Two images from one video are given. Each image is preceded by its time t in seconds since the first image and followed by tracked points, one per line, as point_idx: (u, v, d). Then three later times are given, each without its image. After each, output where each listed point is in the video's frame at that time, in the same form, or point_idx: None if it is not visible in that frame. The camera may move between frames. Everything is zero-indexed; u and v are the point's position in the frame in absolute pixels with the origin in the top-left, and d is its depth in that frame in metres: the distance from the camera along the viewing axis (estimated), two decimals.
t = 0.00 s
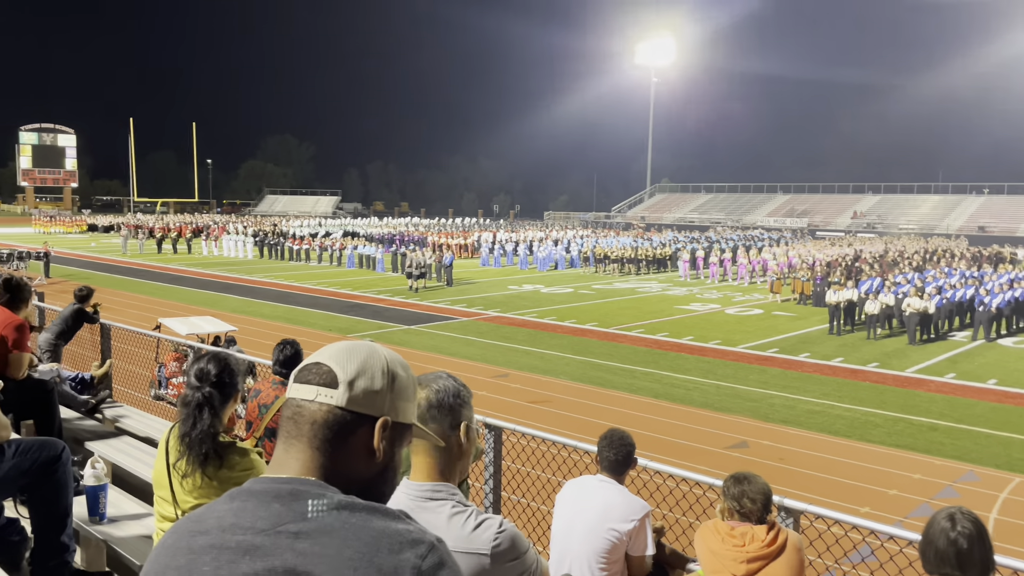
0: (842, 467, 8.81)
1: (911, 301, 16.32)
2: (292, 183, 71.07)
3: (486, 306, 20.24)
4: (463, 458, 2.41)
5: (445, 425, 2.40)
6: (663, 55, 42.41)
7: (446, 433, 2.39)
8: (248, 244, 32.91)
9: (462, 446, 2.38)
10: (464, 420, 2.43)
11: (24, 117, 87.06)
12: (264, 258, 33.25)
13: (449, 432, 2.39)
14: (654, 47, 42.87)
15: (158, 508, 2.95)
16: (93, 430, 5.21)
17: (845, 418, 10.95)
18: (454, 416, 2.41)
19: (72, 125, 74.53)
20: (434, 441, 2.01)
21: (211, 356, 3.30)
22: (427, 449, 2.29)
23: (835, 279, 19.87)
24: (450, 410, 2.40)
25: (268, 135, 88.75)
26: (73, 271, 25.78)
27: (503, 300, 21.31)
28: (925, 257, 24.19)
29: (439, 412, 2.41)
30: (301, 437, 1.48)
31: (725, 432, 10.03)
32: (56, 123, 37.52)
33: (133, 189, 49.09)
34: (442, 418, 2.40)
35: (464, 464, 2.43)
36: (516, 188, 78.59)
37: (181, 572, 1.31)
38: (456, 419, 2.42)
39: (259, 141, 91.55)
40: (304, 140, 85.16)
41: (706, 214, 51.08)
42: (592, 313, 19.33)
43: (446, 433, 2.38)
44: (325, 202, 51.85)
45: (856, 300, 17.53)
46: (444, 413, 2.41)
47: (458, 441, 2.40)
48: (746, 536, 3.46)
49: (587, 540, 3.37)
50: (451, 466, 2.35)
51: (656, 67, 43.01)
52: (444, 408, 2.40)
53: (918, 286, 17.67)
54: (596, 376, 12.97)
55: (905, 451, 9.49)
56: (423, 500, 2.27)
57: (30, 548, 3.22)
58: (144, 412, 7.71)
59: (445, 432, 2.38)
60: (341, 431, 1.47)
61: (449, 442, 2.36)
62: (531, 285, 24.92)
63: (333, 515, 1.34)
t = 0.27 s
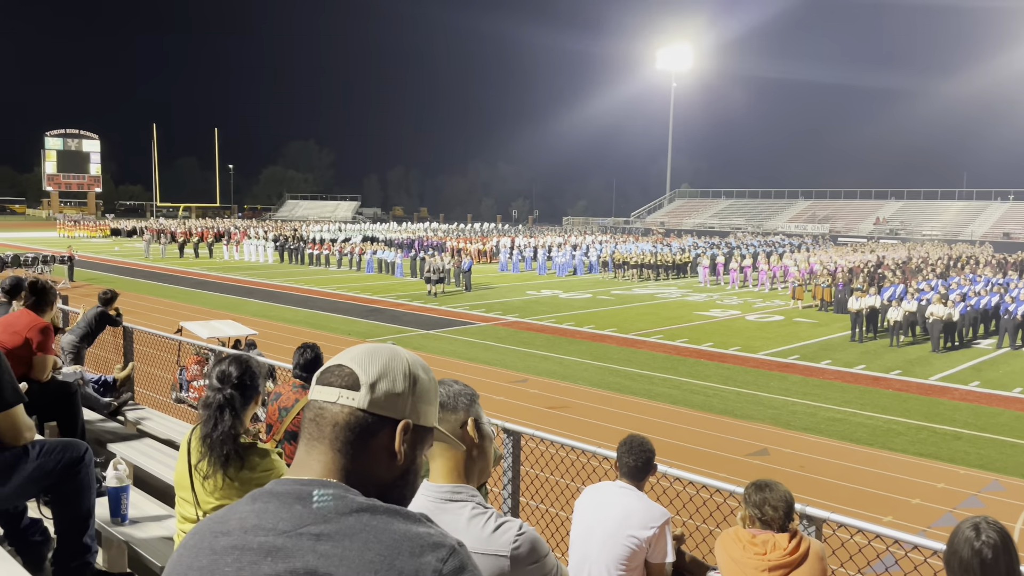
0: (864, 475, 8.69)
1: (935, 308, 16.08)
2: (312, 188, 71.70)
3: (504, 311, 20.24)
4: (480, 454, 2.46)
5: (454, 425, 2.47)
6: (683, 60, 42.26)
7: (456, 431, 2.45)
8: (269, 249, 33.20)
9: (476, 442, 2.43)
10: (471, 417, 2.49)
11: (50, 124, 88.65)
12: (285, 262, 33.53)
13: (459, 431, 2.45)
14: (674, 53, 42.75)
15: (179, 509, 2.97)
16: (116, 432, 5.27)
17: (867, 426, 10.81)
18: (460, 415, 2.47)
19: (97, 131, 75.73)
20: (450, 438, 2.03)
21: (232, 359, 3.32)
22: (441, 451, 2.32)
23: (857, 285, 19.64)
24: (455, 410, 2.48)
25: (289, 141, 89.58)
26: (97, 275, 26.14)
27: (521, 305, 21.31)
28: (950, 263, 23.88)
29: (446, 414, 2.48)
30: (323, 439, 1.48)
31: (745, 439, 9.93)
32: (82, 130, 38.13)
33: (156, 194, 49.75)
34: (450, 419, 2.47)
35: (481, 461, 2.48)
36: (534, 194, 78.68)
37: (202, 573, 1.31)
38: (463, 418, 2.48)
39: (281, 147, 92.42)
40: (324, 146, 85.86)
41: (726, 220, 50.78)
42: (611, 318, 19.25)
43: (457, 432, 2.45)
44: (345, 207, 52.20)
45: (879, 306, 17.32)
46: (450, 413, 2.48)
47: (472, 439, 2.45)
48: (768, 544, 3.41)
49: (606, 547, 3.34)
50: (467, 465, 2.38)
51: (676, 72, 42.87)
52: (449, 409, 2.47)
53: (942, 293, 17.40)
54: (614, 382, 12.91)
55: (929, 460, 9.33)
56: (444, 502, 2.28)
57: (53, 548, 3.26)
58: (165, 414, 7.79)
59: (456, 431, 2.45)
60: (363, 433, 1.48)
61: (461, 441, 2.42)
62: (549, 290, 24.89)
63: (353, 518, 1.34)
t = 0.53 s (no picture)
0: (880, 478, 8.60)
1: (950, 310, 15.93)
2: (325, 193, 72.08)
3: (516, 314, 20.24)
4: (493, 457, 2.47)
5: (467, 432, 2.47)
6: (694, 62, 42.15)
7: (469, 439, 2.45)
8: (282, 254, 33.39)
9: (490, 446, 2.43)
10: (483, 422, 2.50)
11: (66, 131, 89.66)
12: (298, 267, 33.71)
13: (472, 437, 2.45)
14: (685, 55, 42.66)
15: (194, 514, 2.98)
16: (131, 437, 5.31)
17: (883, 428, 10.71)
18: (472, 422, 2.48)
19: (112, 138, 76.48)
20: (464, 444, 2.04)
21: (245, 365, 3.33)
22: (455, 457, 2.32)
23: (872, 286, 19.49)
24: (466, 417, 2.47)
25: (301, 147, 90.10)
26: (113, 281, 26.37)
27: (533, 309, 21.30)
28: (965, 263, 23.66)
29: (457, 422, 2.48)
30: (336, 446, 1.48)
31: (759, 442, 9.87)
32: (97, 137, 38.55)
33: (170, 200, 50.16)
34: (462, 426, 2.47)
35: (495, 464, 2.47)
36: (545, 197, 78.69)
37: None
38: (475, 424, 2.48)
39: (293, 153, 92.98)
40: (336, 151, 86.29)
41: (739, 222, 50.58)
42: (623, 321, 19.20)
43: (469, 439, 2.45)
44: (357, 212, 52.43)
45: (894, 308, 17.17)
46: (462, 422, 2.48)
47: (484, 444, 2.46)
48: (783, 548, 3.39)
49: (620, 551, 3.33)
50: (482, 469, 2.38)
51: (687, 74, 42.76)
52: (460, 418, 2.47)
53: (958, 294, 17.24)
54: (627, 385, 12.87)
55: (946, 462, 9.24)
56: (459, 508, 2.28)
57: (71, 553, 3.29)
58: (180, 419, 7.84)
59: (468, 437, 2.45)
60: (376, 440, 1.48)
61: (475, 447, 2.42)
62: (561, 293, 24.86)
63: (366, 525, 1.35)
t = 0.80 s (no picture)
0: (894, 476, 8.52)
1: (963, 306, 15.79)
2: (334, 197, 72.30)
3: (526, 315, 20.22)
4: (504, 458, 2.45)
5: (478, 433, 2.46)
6: (701, 60, 41.99)
7: (480, 440, 2.43)
8: (291, 257, 33.50)
9: (501, 447, 2.42)
10: (495, 423, 2.48)
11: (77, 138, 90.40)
12: (308, 270, 33.81)
13: (484, 438, 2.43)
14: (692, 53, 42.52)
15: (202, 516, 2.99)
16: (142, 441, 5.33)
17: (897, 426, 10.61)
18: (484, 423, 2.46)
19: (123, 144, 77.08)
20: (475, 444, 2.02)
21: (253, 366, 3.32)
22: (465, 456, 2.31)
23: (884, 283, 19.35)
24: (478, 418, 2.46)
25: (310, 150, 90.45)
26: (125, 286, 26.53)
27: (543, 309, 21.27)
28: (978, 259, 23.46)
29: (468, 423, 2.47)
30: (340, 446, 1.47)
31: (771, 440, 9.80)
32: (107, 143, 38.83)
33: (180, 205, 50.43)
34: (473, 427, 2.45)
35: (506, 465, 2.46)
36: (554, 197, 78.63)
37: None
38: (487, 425, 2.47)
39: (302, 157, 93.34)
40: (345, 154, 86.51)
41: (748, 220, 50.34)
42: (633, 321, 19.14)
43: (480, 439, 2.44)
44: (366, 214, 52.55)
45: (906, 304, 17.02)
46: (474, 424, 2.46)
47: (495, 444, 2.44)
48: (796, 547, 3.35)
49: (631, 550, 3.30)
50: (492, 469, 2.36)
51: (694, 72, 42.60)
52: (471, 419, 2.45)
53: (971, 289, 17.08)
54: (638, 385, 12.82)
55: (961, 459, 9.14)
56: (469, 508, 2.26)
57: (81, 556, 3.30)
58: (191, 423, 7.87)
59: (480, 438, 2.44)
60: (380, 440, 1.46)
61: (486, 448, 2.40)
62: (571, 293, 24.82)
63: (371, 525, 1.33)
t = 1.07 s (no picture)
0: (900, 472, 8.49)
1: (969, 301, 15.73)
2: (337, 196, 72.40)
3: (530, 313, 20.22)
4: (505, 456, 2.44)
5: (480, 432, 2.44)
6: (704, 56, 41.91)
7: (482, 439, 2.42)
8: (296, 257, 33.56)
9: (502, 445, 2.41)
10: (496, 421, 2.47)
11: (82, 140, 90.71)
12: (312, 270, 33.88)
13: (485, 437, 2.42)
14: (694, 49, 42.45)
15: (205, 516, 3.00)
16: (147, 442, 5.33)
17: (902, 422, 10.57)
18: (486, 421, 2.45)
19: (127, 146, 77.27)
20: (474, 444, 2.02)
21: (252, 365, 3.31)
22: (467, 455, 2.30)
23: (888, 279, 19.28)
24: (480, 417, 2.45)
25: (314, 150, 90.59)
26: (130, 288, 26.63)
27: (547, 308, 21.26)
28: (983, 254, 23.37)
29: (470, 421, 2.46)
30: (337, 445, 1.47)
31: (776, 437, 9.78)
32: (112, 145, 38.95)
33: (185, 205, 50.56)
34: (474, 426, 2.45)
35: (508, 463, 2.45)
36: (558, 196, 78.63)
37: None
38: (490, 423, 2.46)
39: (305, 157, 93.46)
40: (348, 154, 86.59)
41: (753, 217, 50.26)
42: (638, 318, 19.12)
43: (481, 438, 2.42)
44: (370, 214, 52.61)
45: (911, 300, 16.96)
46: (476, 422, 2.45)
47: (496, 442, 2.43)
48: (799, 544, 3.34)
49: (634, 549, 3.29)
50: (494, 468, 2.35)
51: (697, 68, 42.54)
52: (472, 418, 2.45)
53: (976, 285, 17.01)
54: (642, 382, 12.80)
55: (966, 455, 9.11)
56: (471, 506, 2.25)
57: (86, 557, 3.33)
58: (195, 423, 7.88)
59: (481, 437, 2.42)
60: (377, 439, 1.46)
61: (488, 446, 2.39)
62: (575, 291, 24.81)
63: (368, 524, 1.33)
